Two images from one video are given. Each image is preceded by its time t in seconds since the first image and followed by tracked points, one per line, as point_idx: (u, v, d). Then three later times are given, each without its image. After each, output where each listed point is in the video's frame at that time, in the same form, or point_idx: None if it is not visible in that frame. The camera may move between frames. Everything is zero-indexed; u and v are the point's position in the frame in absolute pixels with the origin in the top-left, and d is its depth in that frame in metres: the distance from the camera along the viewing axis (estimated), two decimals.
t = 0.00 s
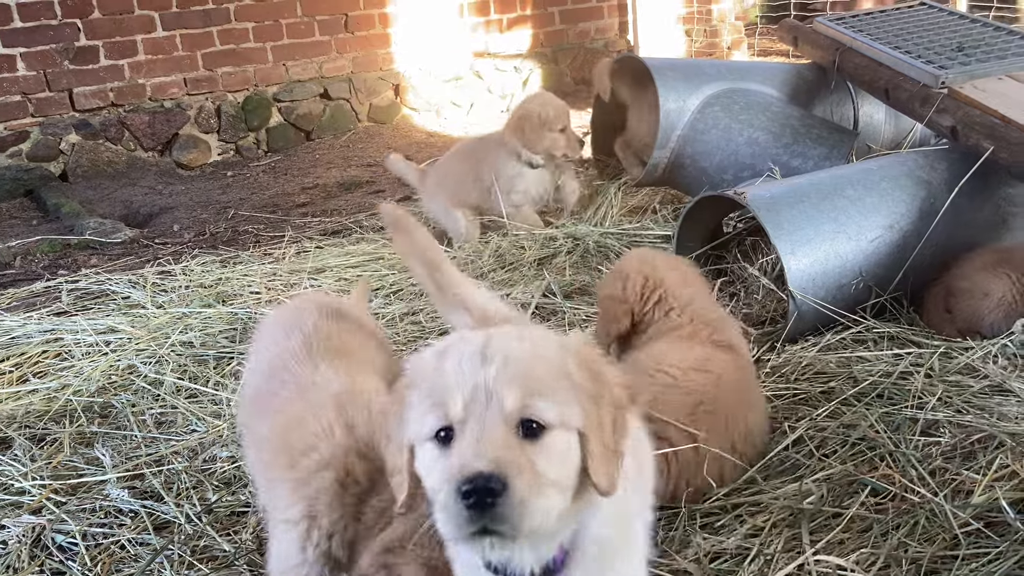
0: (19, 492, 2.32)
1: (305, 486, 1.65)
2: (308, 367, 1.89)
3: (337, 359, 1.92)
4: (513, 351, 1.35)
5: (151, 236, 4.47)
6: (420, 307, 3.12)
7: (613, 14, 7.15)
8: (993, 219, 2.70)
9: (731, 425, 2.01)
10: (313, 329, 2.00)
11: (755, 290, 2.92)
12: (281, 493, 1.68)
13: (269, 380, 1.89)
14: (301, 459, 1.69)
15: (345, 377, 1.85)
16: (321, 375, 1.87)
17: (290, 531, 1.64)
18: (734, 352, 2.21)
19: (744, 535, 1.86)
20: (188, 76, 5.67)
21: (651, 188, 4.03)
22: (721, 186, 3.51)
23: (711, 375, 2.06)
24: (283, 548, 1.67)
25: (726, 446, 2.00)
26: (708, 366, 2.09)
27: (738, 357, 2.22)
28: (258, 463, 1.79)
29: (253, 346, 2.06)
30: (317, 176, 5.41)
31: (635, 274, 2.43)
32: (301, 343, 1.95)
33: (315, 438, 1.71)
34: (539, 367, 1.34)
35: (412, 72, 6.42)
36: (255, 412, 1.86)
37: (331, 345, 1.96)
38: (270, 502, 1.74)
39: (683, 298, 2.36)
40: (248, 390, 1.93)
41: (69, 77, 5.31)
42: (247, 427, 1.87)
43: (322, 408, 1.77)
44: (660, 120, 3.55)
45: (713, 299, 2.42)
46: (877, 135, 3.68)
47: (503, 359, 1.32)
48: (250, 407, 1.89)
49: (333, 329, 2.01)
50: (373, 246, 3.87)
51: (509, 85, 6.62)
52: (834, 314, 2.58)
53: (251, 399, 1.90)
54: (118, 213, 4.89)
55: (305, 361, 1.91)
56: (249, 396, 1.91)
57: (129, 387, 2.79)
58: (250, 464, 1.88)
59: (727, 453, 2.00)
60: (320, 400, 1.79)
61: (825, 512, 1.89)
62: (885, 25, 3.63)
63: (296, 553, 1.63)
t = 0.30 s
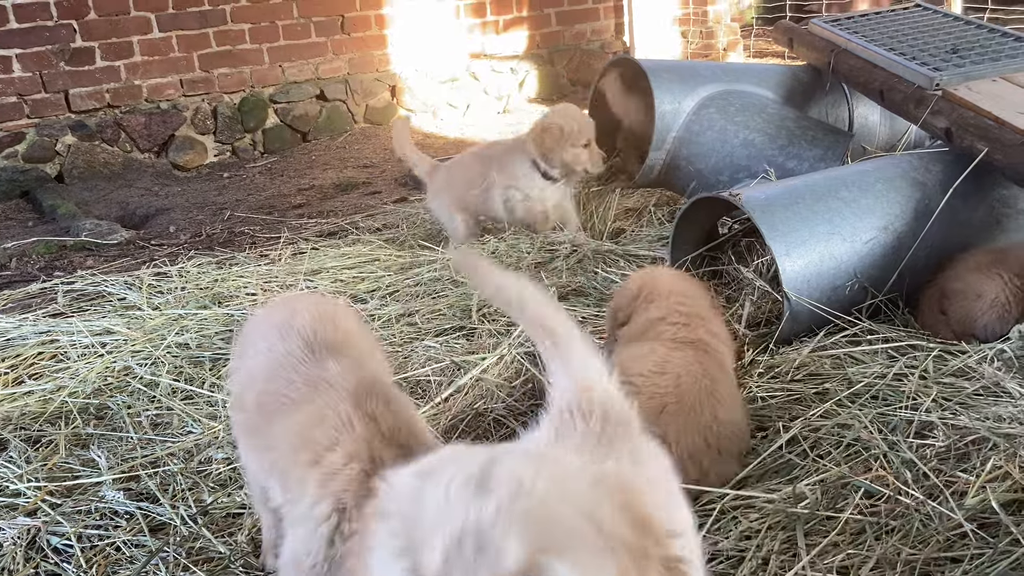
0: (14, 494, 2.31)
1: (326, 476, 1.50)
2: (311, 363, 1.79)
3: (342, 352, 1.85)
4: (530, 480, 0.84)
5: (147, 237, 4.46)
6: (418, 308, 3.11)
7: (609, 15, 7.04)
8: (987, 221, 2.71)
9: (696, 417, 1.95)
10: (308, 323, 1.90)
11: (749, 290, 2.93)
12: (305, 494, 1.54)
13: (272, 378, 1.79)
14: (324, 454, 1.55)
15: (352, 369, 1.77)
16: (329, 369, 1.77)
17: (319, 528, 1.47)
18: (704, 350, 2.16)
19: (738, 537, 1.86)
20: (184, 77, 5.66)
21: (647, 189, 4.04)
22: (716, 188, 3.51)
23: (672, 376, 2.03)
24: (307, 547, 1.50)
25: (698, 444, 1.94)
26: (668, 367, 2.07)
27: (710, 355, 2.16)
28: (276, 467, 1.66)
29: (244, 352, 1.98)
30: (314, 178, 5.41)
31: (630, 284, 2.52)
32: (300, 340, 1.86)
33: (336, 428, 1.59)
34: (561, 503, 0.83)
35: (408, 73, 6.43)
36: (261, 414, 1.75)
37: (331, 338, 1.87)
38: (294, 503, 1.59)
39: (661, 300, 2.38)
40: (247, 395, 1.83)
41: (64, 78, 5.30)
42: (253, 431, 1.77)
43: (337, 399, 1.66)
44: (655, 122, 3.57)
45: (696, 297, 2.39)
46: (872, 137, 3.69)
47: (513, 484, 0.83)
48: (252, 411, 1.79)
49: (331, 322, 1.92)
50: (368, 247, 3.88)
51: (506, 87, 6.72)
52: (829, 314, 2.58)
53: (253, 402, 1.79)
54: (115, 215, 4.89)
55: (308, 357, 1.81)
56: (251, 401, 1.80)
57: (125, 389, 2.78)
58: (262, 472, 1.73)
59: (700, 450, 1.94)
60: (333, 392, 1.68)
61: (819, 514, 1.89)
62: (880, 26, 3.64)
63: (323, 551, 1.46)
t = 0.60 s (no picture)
0: (8, 495, 2.31)
1: (337, 474, 1.51)
2: (310, 363, 1.79)
3: (338, 353, 1.86)
4: None
5: (141, 238, 4.46)
6: (413, 309, 3.12)
7: (604, 16, 7.13)
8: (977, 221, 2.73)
9: (688, 427, 1.94)
10: (301, 326, 1.90)
11: (741, 290, 2.95)
12: (311, 491, 1.52)
13: (270, 379, 1.78)
14: (332, 453, 1.55)
15: (352, 370, 1.78)
16: (329, 369, 1.77)
17: (328, 528, 1.46)
18: (692, 351, 2.10)
19: (728, 537, 1.87)
20: (179, 78, 5.66)
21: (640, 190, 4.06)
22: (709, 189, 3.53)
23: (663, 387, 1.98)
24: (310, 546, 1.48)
25: (688, 451, 1.94)
26: (660, 375, 2.01)
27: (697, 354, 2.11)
28: (278, 469, 1.62)
29: (232, 356, 1.95)
30: (308, 179, 5.42)
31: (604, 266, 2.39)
32: (295, 341, 1.86)
33: (344, 429, 1.59)
34: None
35: (403, 74, 6.44)
36: (259, 416, 1.72)
37: (327, 341, 1.88)
38: (296, 505, 1.55)
39: (642, 291, 2.23)
40: (241, 397, 1.80)
41: (59, 80, 5.29)
42: (249, 433, 1.74)
43: (343, 400, 1.66)
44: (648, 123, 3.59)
45: (678, 292, 2.32)
46: (865, 138, 3.71)
47: None
48: (247, 413, 1.76)
49: (324, 326, 1.93)
50: (362, 249, 3.88)
51: (501, 88, 6.67)
52: (820, 315, 2.59)
53: (249, 404, 1.77)
54: (109, 216, 4.89)
55: (306, 358, 1.81)
56: (245, 402, 1.78)
57: (119, 390, 2.78)
58: (261, 475, 1.69)
59: (692, 457, 1.95)
60: (336, 392, 1.69)
61: (808, 514, 1.90)
62: (872, 28, 3.66)
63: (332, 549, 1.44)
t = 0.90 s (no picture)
0: (5, 494, 2.31)
1: (343, 469, 1.50)
2: (310, 361, 1.79)
3: (338, 350, 1.86)
4: None
5: (138, 238, 4.46)
6: (410, 309, 3.12)
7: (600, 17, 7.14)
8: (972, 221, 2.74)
9: (652, 417, 1.95)
10: (299, 326, 1.90)
11: (737, 290, 2.96)
12: (317, 486, 1.51)
13: (271, 377, 1.77)
14: (336, 448, 1.55)
15: (354, 366, 1.79)
16: (331, 366, 1.78)
17: (339, 523, 1.43)
18: (651, 349, 2.12)
19: (725, 535, 1.88)
20: (176, 79, 5.66)
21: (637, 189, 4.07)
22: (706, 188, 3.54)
23: (616, 387, 2.01)
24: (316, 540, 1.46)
25: (660, 440, 1.94)
26: (613, 377, 2.05)
27: (658, 351, 2.13)
28: (283, 467, 1.60)
29: (229, 357, 1.94)
30: (305, 179, 5.42)
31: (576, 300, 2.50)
32: (295, 339, 1.86)
33: (348, 424, 1.59)
34: None
35: (399, 74, 6.44)
36: (260, 414, 1.72)
37: (326, 339, 1.88)
38: (301, 502, 1.53)
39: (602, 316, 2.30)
40: (241, 398, 1.79)
41: (55, 80, 5.29)
42: (250, 432, 1.73)
43: (345, 397, 1.67)
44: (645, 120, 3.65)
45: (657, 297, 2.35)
46: (861, 138, 3.73)
47: None
48: (248, 412, 1.75)
49: (322, 325, 1.93)
50: (358, 248, 3.88)
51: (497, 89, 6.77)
52: (817, 314, 2.60)
53: (249, 403, 1.76)
54: (106, 216, 4.89)
55: (307, 356, 1.81)
56: (246, 402, 1.77)
57: (116, 389, 2.78)
58: (265, 476, 1.67)
59: (665, 446, 1.95)
60: (339, 389, 1.69)
61: (803, 512, 1.91)
62: (868, 28, 3.67)
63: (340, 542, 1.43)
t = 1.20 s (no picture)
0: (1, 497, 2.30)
1: (343, 472, 1.49)
2: (312, 364, 1.78)
3: (340, 352, 1.85)
4: None
5: (134, 240, 4.45)
6: (407, 310, 3.11)
7: (598, 18, 7.08)
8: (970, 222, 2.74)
9: (656, 421, 1.95)
10: (300, 329, 1.90)
11: (735, 292, 2.96)
12: (318, 489, 1.49)
13: (273, 379, 1.76)
14: (336, 450, 1.54)
15: (357, 367, 1.78)
16: (334, 368, 1.77)
17: (333, 525, 1.42)
18: (663, 353, 2.11)
19: (723, 539, 1.88)
20: (172, 79, 5.64)
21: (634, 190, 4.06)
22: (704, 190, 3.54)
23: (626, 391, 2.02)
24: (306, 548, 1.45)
25: (662, 446, 1.93)
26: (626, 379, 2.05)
27: (667, 356, 2.11)
28: (286, 470, 1.59)
29: (227, 360, 1.92)
30: (302, 180, 5.41)
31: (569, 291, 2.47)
32: (296, 341, 1.85)
33: (349, 426, 1.58)
34: None
35: (396, 75, 6.43)
36: (263, 417, 1.70)
37: (327, 341, 1.87)
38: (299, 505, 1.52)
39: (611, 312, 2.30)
40: (242, 401, 1.78)
41: (52, 80, 5.27)
42: (252, 436, 1.72)
43: (347, 398, 1.66)
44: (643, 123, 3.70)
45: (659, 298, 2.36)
46: (858, 139, 3.73)
47: None
48: (250, 416, 1.74)
49: (322, 328, 1.92)
50: (355, 250, 3.87)
51: (495, 89, 6.76)
52: (814, 316, 2.60)
53: (251, 406, 1.75)
54: (103, 217, 4.87)
55: (309, 358, 1.80)
56: (247, 405, 1.75)
57: (112, 392, 2.77)
58: (269, 480, 1.66)
59: (666, 451, 1.94)
60: (342, 391, 1.68)
61: (801, 515, 1.91)
62: (865, 30, 3.67)
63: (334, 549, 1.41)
